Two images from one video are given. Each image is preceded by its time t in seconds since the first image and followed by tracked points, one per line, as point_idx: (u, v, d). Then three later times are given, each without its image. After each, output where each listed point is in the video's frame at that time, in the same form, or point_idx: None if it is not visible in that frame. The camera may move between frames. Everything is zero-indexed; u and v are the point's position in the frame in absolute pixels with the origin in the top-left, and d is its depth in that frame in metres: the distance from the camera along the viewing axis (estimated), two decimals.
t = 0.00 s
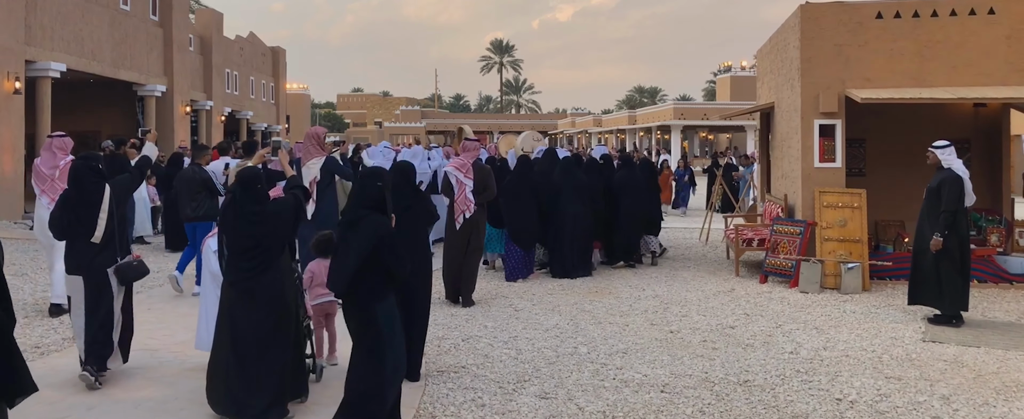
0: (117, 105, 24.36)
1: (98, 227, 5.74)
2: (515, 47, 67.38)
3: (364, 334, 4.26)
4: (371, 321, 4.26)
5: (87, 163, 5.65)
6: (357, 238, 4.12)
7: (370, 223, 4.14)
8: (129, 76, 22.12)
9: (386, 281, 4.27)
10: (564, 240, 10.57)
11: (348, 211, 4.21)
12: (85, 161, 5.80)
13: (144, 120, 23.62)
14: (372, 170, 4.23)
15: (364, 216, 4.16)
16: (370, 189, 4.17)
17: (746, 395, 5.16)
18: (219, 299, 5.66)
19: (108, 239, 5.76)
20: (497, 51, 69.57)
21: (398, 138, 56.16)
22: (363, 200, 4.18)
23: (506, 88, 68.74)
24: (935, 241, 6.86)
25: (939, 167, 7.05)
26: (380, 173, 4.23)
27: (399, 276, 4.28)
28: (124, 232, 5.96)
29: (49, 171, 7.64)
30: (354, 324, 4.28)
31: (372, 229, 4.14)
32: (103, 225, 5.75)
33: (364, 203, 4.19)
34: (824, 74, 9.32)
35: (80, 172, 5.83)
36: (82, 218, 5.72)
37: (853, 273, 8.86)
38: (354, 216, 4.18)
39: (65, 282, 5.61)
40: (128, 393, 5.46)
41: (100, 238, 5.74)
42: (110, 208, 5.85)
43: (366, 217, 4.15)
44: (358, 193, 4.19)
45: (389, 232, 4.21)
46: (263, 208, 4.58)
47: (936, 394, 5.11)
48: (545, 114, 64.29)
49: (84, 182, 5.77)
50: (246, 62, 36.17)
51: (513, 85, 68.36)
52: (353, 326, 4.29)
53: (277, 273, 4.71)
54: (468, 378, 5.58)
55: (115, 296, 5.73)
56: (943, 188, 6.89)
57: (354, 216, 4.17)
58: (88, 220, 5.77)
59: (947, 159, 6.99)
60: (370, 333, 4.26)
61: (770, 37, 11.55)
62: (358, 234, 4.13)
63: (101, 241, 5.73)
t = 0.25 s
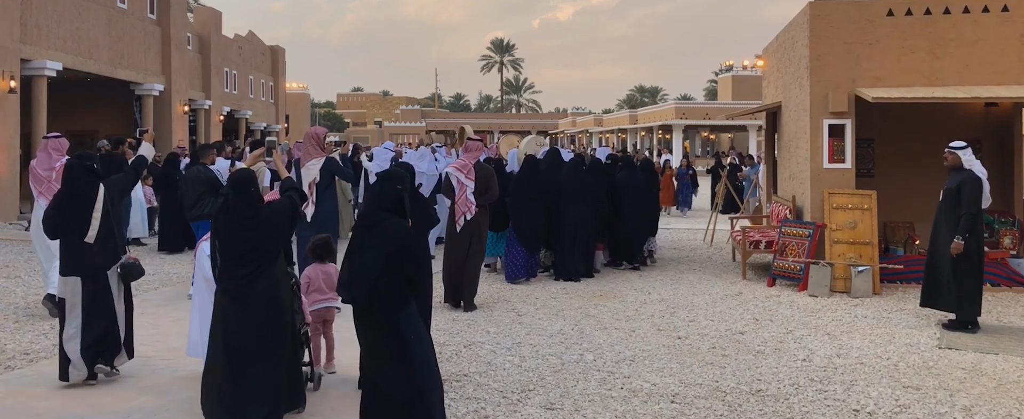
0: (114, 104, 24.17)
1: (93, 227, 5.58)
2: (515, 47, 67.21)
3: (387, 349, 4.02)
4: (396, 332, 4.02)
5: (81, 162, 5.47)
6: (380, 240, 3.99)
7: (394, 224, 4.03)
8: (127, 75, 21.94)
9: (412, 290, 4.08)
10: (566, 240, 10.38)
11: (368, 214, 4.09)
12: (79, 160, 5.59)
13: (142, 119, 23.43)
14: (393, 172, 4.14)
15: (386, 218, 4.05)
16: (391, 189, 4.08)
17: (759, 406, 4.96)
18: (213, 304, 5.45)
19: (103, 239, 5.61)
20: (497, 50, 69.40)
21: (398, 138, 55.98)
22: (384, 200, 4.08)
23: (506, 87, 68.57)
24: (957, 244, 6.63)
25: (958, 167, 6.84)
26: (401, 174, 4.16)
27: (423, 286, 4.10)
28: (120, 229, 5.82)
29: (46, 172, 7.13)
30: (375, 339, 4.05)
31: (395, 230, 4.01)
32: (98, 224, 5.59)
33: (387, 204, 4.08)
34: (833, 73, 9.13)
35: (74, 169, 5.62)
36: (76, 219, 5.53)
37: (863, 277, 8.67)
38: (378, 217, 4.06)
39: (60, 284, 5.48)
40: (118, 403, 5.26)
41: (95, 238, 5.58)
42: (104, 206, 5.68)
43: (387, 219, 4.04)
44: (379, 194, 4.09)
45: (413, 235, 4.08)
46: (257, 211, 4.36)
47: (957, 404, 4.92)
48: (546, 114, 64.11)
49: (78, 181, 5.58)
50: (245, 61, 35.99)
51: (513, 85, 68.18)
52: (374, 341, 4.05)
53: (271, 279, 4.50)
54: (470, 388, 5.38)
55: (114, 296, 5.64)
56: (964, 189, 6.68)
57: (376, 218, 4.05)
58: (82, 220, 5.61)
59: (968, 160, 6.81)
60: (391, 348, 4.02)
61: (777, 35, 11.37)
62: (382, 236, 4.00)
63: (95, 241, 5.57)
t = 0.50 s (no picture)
0: (113, 105, 24.03)
1: (92, 233, 5.52)
2: (515, 46, 67.05)
3: (418, 359, 4.07)
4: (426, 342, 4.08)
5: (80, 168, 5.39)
6: (410, 251, 4.05)
7: (422, 235, 4.09)
8: (125, 75, 21.79)
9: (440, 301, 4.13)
10: (570, 244, 10.23)
11: (394, 226, 4.14)
12: (78, 164, 5.51)
13: (140, 120, 23.27)
14: (415, 182, 4.20)
15: (412, 229, 4.11)
16: (417, 200, 4.15)
17: None
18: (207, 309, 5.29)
19: (102, 244, 5.56)
20: (498, 50, 69.26)
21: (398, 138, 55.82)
22: (410, 212, 4.15)
23: (506, 87, 68.44)
24: (980, 249, 6.44)
25: (976, 169, 6.68)
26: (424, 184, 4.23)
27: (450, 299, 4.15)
28: (119, 233, 5.76)
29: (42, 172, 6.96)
30: (403, 350, 4.07)
31: (424, 242, 4.07)
32: (97, 230, 5.53)
33: (412, 216, 4.15)
34: (841, 73, 8.96)
35: (72, 174, 5.54)
36: (75, 224, 5.47)
37: (872, 281, 8.51)
38: (405, 228, 4.12)
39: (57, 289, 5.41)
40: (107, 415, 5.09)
41: (93, 243, 5.53)
42: (103, 211, 5.62)
43: (414, 229, 4.10)
44: (404, 205, 4.15)
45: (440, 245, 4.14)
46: (250, 219, 4.20)
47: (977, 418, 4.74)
48: (546, 114, 63.96)
49: (76, 186, 5.50)
50: (245, 61, 35.83)
51: (513, 84, 68.03)
52: (401, 353, 4.07)
53: (266, 288, 4.33)
54: (472, 399, 5.21)
55: (114, 300, 5.66)
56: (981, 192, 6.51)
57: (403, 229, 4.11)
58: (81, 224, 5.54)
59: (986, 163, 6.66)
60: (419, 359, 4.08)
61: (782, 35, 11.21)
62: (411, 248, 4.06)
63: (94, 247, 5.52)
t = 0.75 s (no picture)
0: (110, 104, 23.83)
1: (94, 231, 5.53)
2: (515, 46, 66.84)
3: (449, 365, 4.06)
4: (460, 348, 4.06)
5: (81, 167, 5.47)
6: (444, 256, 4.00)
7: (456, 239, 4.03)
8: (122, 74, 21.58)
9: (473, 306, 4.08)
10: (576, 246, 10.07)
11: (430, 229, 4.08)
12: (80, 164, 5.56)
13: (138, 119, 23.08)
14: (450, 183, 4.13)
15: (448, 233, 4.06)
16: (453, 203, 4.07)
17: None
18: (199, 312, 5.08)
19: (105, 242, 5.56)
20: (498, 50, 69.07)
21: (398, 138, 55.62)
22: (445, 215, 4.08)
23: (506, 87, 68.24)
24: (1003, 252, 6.26)
25: (996, 171, 6.51)
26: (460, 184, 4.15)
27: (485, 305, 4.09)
28: (122, 233, 5.76)
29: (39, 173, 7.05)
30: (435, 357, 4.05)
31: (458, 246, 4.01)
32: (99, 228, 5.54)
33: (447, 219, 4.08)
34: (851, 71, 8.76)
35: (76, 175, 5.60)
36: (78, 222, 5.51)
37: (883, 284, 8.32)
38: (439, 232, 4.06)
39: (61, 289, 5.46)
40: None
41: (95, 243, 5.52)
42: (106, 209, 5.65)
43: (450, 233, 4.05)
44: (438, 208, 4.07)
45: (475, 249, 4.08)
46: (243, 222, 3.99)
47: None
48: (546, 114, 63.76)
49: (77, 185, 5.55)
50: (243, 60, 35.63)
51: (513, 84, 67.84)
52: (435, 360, 4.05)
53: (258, 293, 4.11)
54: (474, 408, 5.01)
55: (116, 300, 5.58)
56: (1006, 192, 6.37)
57: (437, 233, 4.05)
58: (84, 223, 5.56)
59: (1005, 163, 6.49)
60: (454, 364, 4.07)
61: (789, 32, 11.00)
62: (445, 253, 4.00)
63: (95, 246, 5.51)
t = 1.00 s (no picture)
0: (108, 104, 23.64)
1: (93, 232, 5.55)
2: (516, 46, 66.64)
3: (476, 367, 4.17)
4: (486, 354, 4.16)
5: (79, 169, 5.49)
6: (475, 262, 4.10)
7: (487, 246, 4.13)
8: (120, 73, 21.41)
9: (500, 312, 4.19)
10: (582, 247, 9.96)
11: (461, 234, 4.17)
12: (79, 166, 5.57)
13: (136, 120, 22.89)
14: (480, 187, 4.17)
15: (477, 237, 4.15)
16: (485, 209, 4.15)
17: None
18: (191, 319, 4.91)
19: (103, 244, 5.58)
20: (498, 49, 68.88)
21: (397, 138, 55.41)
22: (476, 222, 4.16)
23: (506, 87, 68.05)
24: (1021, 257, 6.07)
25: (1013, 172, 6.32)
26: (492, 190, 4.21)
27: (512, 312, 4.21)
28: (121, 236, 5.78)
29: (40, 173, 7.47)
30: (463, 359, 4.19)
31: (489, 252, 4.11)
32: (98, 229, 5.56)
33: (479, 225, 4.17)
34: (861, 70, 8.58)
35: (74, 176, 5.61)
36: (76, 222, 5.54)
37: (894, 288, 8.10)
38: (469, 238, 4.15)
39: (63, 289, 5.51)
40: None
41: (95, 244, 5.54)
42: (104, 211, 5.66)
43: (480, 238, 4.15)
44: (470, 215, 4.16)
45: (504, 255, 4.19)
46: (233, 229, 3.79)
47: None
48: (546, 114, 63.56)
49: (76, 187, 5.56)
50: (242, 60, 35.45)
51: (514, 83, 67.64)
52: (462, 364, 4.18)
53: (250, 303, 3.93)
54: None
55: (113, 303, 5.57)
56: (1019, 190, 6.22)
57: (468, 239, 4.15)
58: (84, 223, 5.58)
59: None
60: (482, 365, 4.18)
61: (795, 31, 10.82)
62: (475, 259, 4.11)
63: (95, 247, 5.53)
